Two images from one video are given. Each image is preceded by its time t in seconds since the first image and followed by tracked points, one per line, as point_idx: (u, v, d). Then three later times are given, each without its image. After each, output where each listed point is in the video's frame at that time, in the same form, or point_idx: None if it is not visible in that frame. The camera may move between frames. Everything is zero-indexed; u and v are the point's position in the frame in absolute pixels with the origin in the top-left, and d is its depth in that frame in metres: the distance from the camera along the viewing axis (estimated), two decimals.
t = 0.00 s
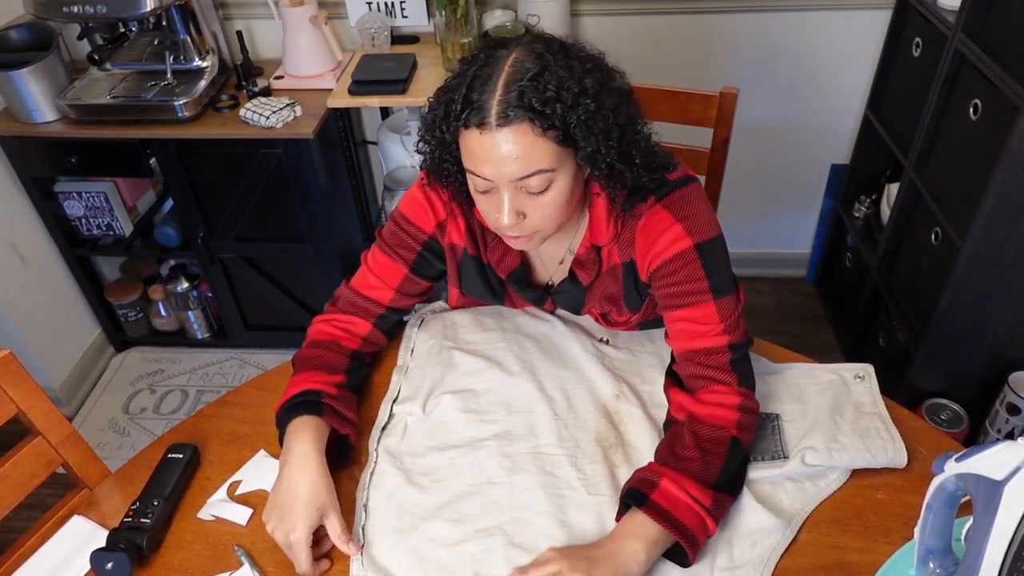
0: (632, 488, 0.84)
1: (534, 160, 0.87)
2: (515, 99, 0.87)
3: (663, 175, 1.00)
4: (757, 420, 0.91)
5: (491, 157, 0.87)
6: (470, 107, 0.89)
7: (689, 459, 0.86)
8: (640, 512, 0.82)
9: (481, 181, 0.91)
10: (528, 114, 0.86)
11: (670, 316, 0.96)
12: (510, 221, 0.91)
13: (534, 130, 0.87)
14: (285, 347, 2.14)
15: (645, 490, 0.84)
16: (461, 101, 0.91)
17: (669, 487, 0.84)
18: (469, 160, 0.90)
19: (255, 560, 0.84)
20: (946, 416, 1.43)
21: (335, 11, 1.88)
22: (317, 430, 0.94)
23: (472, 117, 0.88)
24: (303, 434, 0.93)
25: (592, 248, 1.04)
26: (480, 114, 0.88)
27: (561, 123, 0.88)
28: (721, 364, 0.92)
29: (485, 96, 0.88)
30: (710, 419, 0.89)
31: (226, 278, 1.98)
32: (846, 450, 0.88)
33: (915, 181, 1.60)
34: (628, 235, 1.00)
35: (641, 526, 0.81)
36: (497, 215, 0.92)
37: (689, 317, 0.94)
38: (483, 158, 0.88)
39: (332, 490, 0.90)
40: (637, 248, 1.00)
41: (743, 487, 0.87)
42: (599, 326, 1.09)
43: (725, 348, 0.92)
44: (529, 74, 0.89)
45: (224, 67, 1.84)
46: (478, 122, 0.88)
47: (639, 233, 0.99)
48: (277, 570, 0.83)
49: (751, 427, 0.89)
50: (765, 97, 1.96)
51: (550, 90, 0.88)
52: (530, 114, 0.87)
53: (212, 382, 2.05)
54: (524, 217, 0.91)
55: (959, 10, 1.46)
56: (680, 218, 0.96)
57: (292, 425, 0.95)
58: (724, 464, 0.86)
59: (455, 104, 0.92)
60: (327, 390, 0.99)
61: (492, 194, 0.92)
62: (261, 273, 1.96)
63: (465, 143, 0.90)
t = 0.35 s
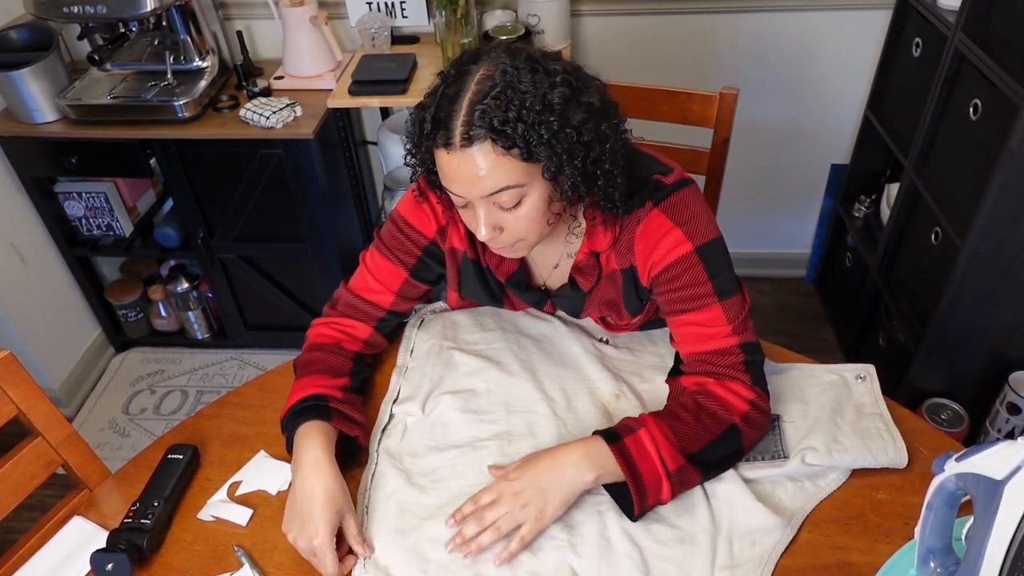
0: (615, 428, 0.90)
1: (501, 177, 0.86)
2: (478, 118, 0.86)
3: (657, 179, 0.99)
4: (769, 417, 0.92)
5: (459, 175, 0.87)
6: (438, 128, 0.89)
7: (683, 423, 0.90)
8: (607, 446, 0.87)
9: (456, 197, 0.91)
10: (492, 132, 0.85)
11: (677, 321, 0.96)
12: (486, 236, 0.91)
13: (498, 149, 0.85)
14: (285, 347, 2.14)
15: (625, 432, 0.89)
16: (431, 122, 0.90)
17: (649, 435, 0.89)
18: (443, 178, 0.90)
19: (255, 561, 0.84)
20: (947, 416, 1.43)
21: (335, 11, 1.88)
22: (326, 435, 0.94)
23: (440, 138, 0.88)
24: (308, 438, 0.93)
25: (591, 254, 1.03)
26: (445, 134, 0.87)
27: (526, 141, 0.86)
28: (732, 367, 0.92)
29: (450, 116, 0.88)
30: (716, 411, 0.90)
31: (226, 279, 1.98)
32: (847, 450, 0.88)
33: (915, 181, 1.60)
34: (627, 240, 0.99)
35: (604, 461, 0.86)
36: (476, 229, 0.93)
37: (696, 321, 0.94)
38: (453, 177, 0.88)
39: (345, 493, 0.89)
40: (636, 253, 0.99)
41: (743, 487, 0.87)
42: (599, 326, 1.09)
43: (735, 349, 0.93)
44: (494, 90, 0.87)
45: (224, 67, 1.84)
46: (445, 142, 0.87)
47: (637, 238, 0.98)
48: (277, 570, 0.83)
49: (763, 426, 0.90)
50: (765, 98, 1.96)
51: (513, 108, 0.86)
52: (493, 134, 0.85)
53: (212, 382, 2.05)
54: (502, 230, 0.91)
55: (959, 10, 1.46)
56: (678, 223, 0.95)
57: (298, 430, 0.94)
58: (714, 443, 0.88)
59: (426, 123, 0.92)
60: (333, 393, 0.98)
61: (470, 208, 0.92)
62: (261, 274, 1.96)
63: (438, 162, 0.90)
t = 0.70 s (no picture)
0: (609, 444, 0.89)
1: (491, 180, 0.86)
2: (469, 120, 0.86)
3: (653, 177, 0.98)
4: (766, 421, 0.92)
5: (450, 177, 0.88)
6: (430, 130, 0.89)
7: (678, 432, 0.89)
8: (604, 463, 0.86)
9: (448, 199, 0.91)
10: (482, 136, 0.85)
11: (675, 321, 0.96)
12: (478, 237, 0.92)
13: (488, 153, 0.85)
14: (285, 347, 2.14)
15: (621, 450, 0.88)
16: (423, 124, 0.91)
17: (645, 449, 0.88)
18: (436, 179, 0.91)
19: (255, 560, 0.84)
20: (947, 416, 1.43)
21: (335, 11, 1.88)
22: (323, 436, 0.94)
23: (432, 140, 0.88)
24: (304, 436, 0.93)
25: (590, 253, 1.02)
26: (437, 136, 0.88)
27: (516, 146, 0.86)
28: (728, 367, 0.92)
29: (441, 119, 0.88)
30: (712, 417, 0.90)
31: (226, 278, 1.98)
32: (846, 450, 0.88)
33: (915, 181, 1.60)
34: (624, 239, 0.98)
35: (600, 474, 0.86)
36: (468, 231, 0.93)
37: (693, 321, 0.94)
38: (444, 178, 0.89)
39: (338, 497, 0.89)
40: (633, 253, 0.98)
41: (742, 487, 0.87)
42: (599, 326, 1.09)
43: (732, 350, 0.93)
44: (486, 95, 0.87)
45: (224, 67, 1.84)
46: (436, 143, 0.88)
47: (634, 238, 0.97)
48: (277, 570, 0.83)
49: (761, 427, 0.90)
50: (765, 98, 1.96)
51: (504, 112, 0.86)
52: (483, 137, 0.85)
53: (212, 382, 2.05)
54: (493, 232, 0.91)
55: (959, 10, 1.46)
56: (674, 222, 0.95)
57: (295, 429, 0.95)
58: (710, 448, 0.88)
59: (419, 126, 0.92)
60: (331, 394, 0.98)
61: (462, 210, 0.92)
62: (261, 273, 1.96)
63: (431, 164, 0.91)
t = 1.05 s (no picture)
0: (610, 451, 0.88)
1: (490, 162, 0.86)
2: (457, 106, 0.86)
3: (639, 179, 0.98)
4: (764, 417, 0.91)
5: (446, 168, 0.86)
6: (419, 126, 0.89)
7: (679, 438, 0.88)
8: (606, 471, 0.85)
9: (445, 195, 0.90)
10: (474, 117, 0.85)
11: (666, 323, 0.95)
12: (483, 229, 0.90)
13: (480, 134, 0.85)
14: (285, 347, 2.14)
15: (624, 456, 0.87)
16: (409, 123, 0.90)
17: (648, 455, 0.87)
18: (430, 178, 0.90)
19: (255, 561, 0.84)
20: (947, 416, 1.43)
21: (335, 11, 1.88)
22: (322, 438, 0.94)
23: (422, 135, 0.88)
24: (303, 439, 0.93)
25: (580, 251, 1.02)
26: (428, 128, 0.87)
27: (507, 121, 0.86)
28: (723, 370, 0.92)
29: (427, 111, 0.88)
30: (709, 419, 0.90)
31: (226, 279, 1.98)
32: (846, 450, 0.88)
33: (915, 181, 1.60)
34: (613, 240, 0.98)
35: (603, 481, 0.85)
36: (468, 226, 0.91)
37: (683, 323, 0.93)
38: (440, 171, 0.87)
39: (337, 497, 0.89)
40: (622, 255, 0.98)
41: (742, 489, 0.86)
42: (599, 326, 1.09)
43: (726, 350, 0.92)
44: (467, 80, 0.87)
45: (224, 67, 1.84)
46: (429, 136, 0.87)
47: (622, 240, 0.97)
48: (277, 570, 0.83)
49: (759, 426, 0.90)
50: (764, 98, 1.96)
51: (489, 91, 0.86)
52: (474, 118, 0.85)
53: (212, 382, 2.05)
54: (495, 221, 0.90)
55: (959, 10, 1.46)
56: (661, 225, 0.94)
57: (293, 432, 0.94)
58: (710, 452, 0.88)
59: (404, 127, 0.92)
60: (329, 396, 0.98)
61: (460, 205, 0.90)
62: (261, 274, 1.96)
63: (422, 162, 0.90)
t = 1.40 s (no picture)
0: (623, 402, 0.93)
1: (549, 87, 0.92)
2: (504, 45, 0.92)
3: (641, 154, 1.03)
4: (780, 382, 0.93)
5: (513, 103, 0.90)
6: (472, 76, 0.92)
7: (690, 390, 0.92)
8: (615, 416, 0.90)
9: (512, 138, 0.92)
10: (526, 49, 0.92)
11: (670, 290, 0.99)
12: (561, 159, 0.93)
13: (536, 63, 0.92)
14: (285, 347, 2.14)
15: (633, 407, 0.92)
16: (454, 75, 0.93)
17: (656, 404, 0.91)
18: (494, 123, 0.92)
19: (255, 560, 0.84)
20: (946, 416, 1.43)
21: (335, 11, 1.88)
22: (323, 436, 0.94)
23: (479, 78, 0.91)
24: (309, 435, 0.93)
25: (576, 223, 1.06)
26: (484, 70, 0.91)
27: (544, 48, 0.95)
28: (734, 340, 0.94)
29: (474, 57, 0.92)
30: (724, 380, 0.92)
31: (226, 279, 1.98)
32: (846, 449, 0.88)
33: (915, 181, 1.60)
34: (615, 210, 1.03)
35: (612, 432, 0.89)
36: (540, 166, 0.94)
37: (687, 288, 0.97)
38: (508, 108, 0.91)
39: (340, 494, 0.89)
40: (625, 227, 1.03)
41: (741, 487, 0.86)
42: (600, 325, 1.09)
43: (734, 312, 0.95)
44: (490, 28, 0.95)
45: (224, 67, 1.85)
46: (489, 76, 0.91)
47: (624, 211, 1.02)
48: (277, 570, 0.83)
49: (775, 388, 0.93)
50: (764, 98, 1.96)
51: (517, 28, 0.95)
52: (523, 49, 0.92)
53: (212, 382, 2.05)
54: (566, 150, 0.94)
55: (959, 10, 1.46)
56: (660, 193, 0.99)
57: (295, 427, 0.95)
58: (723, 405, 0.91)
59: (445, 83, 0.94)
60: (331, 394, 0.99)
61: (527, 147, 0.93)
62: (261, 274, 1.96)
63: (479, 109, 0.92)
